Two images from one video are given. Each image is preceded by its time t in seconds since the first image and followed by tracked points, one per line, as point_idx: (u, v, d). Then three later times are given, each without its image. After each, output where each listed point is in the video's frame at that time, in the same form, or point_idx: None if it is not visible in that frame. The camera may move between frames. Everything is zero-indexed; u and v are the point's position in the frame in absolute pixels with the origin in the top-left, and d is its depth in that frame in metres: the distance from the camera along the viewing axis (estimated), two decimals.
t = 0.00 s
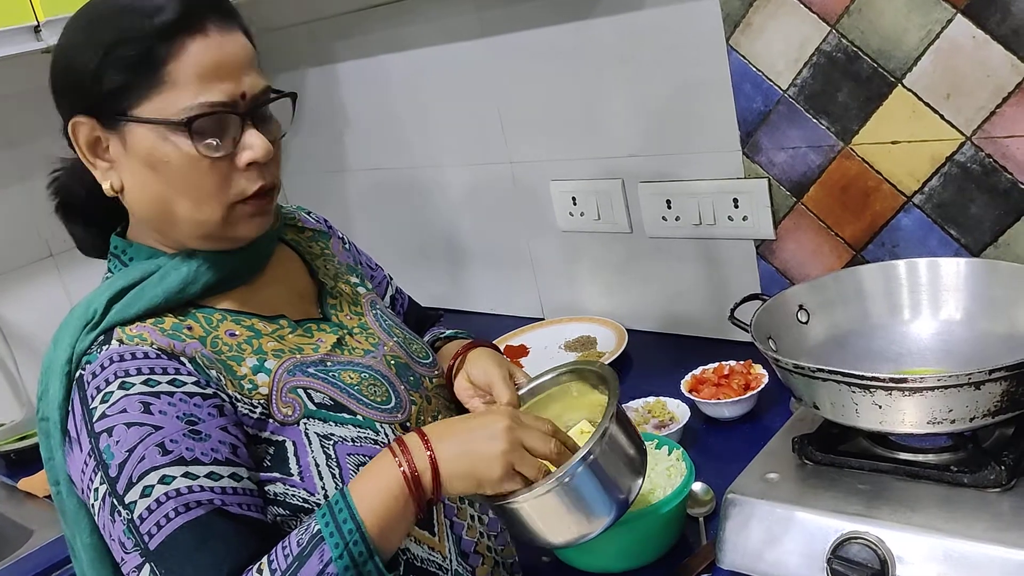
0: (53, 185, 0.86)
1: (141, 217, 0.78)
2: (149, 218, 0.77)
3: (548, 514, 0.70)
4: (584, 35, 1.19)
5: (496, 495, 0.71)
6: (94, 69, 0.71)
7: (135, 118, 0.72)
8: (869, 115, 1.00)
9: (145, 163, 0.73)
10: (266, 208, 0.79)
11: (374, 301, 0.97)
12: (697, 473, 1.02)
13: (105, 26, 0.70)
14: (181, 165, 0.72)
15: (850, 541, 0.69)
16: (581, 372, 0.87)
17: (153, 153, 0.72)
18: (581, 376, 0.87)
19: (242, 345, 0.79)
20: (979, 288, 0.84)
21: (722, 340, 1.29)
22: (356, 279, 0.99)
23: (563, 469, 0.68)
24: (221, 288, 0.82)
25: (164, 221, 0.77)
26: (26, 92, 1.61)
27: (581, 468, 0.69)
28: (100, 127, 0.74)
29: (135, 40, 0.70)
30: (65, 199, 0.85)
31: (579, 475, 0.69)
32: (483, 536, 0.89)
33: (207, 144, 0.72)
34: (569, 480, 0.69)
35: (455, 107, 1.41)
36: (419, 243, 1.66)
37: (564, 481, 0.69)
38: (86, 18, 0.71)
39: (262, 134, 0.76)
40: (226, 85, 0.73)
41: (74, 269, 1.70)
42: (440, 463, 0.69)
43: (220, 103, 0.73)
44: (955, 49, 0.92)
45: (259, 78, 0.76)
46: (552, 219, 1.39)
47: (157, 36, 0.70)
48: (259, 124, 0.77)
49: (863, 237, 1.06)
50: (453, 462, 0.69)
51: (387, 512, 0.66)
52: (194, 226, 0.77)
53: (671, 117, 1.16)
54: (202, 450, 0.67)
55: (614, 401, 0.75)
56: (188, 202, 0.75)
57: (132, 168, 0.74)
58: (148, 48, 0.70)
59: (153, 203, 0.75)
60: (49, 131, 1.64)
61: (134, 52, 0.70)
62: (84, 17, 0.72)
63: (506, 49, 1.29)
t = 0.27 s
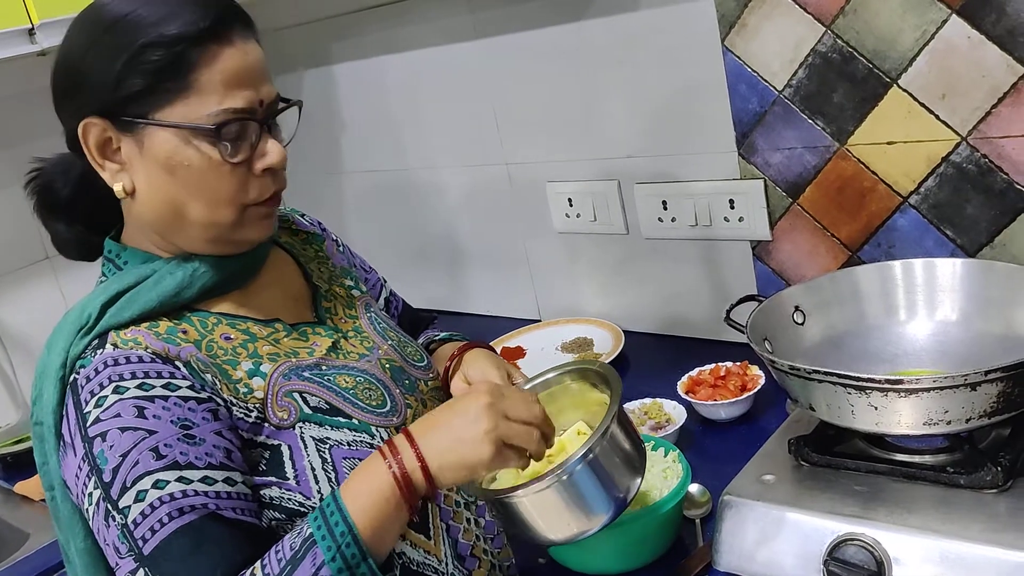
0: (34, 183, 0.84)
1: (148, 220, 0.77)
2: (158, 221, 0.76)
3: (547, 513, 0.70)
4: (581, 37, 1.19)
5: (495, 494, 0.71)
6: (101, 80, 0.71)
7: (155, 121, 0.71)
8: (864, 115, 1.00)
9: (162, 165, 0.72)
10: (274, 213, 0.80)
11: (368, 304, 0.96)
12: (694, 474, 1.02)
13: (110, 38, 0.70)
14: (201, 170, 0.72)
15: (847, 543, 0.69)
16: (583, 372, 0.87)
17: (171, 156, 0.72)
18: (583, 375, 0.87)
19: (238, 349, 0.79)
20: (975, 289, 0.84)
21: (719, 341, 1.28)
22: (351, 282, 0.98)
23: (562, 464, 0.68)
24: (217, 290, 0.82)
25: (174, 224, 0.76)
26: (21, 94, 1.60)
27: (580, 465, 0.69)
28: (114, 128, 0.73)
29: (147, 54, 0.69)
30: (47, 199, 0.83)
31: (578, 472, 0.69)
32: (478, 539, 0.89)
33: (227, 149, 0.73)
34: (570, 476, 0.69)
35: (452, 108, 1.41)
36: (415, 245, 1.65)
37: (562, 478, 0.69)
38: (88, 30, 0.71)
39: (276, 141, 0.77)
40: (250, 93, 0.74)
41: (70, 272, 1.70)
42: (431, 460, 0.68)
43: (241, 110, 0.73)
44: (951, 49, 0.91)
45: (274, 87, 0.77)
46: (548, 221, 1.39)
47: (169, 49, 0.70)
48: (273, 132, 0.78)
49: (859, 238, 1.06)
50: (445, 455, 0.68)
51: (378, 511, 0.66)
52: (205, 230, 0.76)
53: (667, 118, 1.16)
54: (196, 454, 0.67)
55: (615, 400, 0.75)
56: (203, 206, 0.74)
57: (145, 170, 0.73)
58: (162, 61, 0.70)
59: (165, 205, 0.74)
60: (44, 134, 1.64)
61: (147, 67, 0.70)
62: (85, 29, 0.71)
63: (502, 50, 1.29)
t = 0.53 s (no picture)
0: (33, 187, 0.84)
1: (154, 224, 0.77)
2: (165, 225, 0.76)
3: (542, 505, 0.71)
4: (580, 39, 1.19)
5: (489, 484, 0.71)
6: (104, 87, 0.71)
7: (164, 124, 0.71)
8: (862, 116, 1.00)
9: (169, 169, 0.72)
10: (278, 215, 0.81)
11: (366, 305, 0.97)
12: (693, 476, 1.02)
13: (115, 47, 0.70)
14: (209, 173, 0.73)
15: (845, 543, 0.69)
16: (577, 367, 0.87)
17: (180, 159, 0.72)
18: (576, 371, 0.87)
19: (239, 346, 0.79)
20: (973, 290, 0.84)
21: (718, 343, 1.29)
22: (348, 283, 0.99)
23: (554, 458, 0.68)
24: (218, 290, 0.82)
25: (180, 227, 0.76)
26: (21, 98, 1.61)
27: (573, 457, 0.69)
28: (122, 132, 0.73)
29: (151, 63, 0.70)
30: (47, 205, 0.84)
31: (569, 464, 0.69)
32: (479, 536, 0.89)
33: (234, 152, 0.73)
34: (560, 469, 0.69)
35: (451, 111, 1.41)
36: (415, 247, 1.66)
37: (555, 470, 0.69)
38: (94, 37, 0.71)
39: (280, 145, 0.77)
40: (254, 98, 0.74)
41: (71, 275, 1.70)
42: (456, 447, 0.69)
43: (247, 114, 0.73)
44: (948, 51, 0.92)
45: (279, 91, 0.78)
46: (548, 223, 1.39)
47: (171, 61, 0.70)
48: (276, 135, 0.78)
49: (856, 239, 1.06)
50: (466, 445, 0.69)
51: (400, 495, 0.66)
52: (210, 234, 0.77)
53: (666, 119, 1.16)
54: (205, 445, 0.67)
55: (610, 393, 0.76)
56: (209, 211, 0.75)
57: (153, 173, 0.73)
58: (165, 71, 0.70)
59: (171, 209, 0.75)
60: (45, 137, 1.64)
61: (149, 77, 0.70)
62: (90, 36, 0.71)
63: (501, 53, 1.29)
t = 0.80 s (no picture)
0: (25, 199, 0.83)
1: (196, 217, 0.75)
2: (209, 218, 0.75)
3: (542, 459, 0.82)
4: (579, 41, 1.19)
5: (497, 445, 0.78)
6: (109, 96, 0.70)
7: (221, 111, 0.71)
8: (861, 117, 1.00)
9: (224, 155, 0.72)
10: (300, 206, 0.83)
11: (363, 307, 0.97)
12: (693, 476, 1.02)
13: (119, 55, 0.69)
14: (262, 158, 0.73)
15: (845, 542, 0.69)
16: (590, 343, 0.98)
17: (237, 146, 0.72)
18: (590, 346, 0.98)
19: (246, 348, 0.79)
20: (971, 289, 0.84)
21: (718, 343, 1.29)
22: (344, 287, 0.99)
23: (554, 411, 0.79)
24: (224, 291, 0.82)
25: (223, 220, 0.75)
26: (21, 102, 1.61)
27: (571, 415, 0.80)
28: (174, 121, 0.70)
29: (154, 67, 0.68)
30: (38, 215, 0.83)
31: (568, 420, 0.80)
32: (481, 534, 0.90)
33: (282, 138, 0.75)
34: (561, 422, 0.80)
35: (451, 113, 1.41)
36: (415, 249, 1.66)
37: (553, 424, 0.80)
38: (95, 46, 0.69)
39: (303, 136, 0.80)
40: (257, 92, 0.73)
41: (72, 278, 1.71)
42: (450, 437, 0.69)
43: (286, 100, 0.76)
44: (945, 51, 0.92)
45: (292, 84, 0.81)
46: (548, 224, 1.40)
47: (176, 59, 0.68)
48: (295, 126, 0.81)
49: (855, 240, 1.07)
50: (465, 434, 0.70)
51: (403, 494, 0.66)
52: (254, 224, 0.76)
53: (665, 121, 1.16)
54: (215, 451, 0.66)
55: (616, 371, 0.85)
56: (259, 197, 0.75)
57: (207, 163, 0.72)
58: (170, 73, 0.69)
59: (221, 198, 0.73)
60: (45, 141, 1.65)
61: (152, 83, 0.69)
62: (92, 45, 0.70)
63: (500, 55, 1.29)
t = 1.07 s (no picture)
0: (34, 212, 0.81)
1: (217, 212, 0.76)
2: (232, 211, 0.76)
3: (566, 407, 0.87)
4: (580, 43, 1.20)
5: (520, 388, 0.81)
6: (125, 105, 0.69)
7: (243, 106, 0.72)
8: (860, 118, 1.01)
9: (249, 149, 0.73)
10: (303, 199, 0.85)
11: (365, 312, 0.98)
12: (694, 477, 1.03)
13: (134, 63, 0.68)
14: (281, 149, 0.76)
15: (846, 543, 0.70)
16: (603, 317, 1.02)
17: (260, 139, 0.74)
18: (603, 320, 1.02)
19: (260, 350, 0.78)
20: (971, 291, 0.84)
21: (718, 345, 1.29)
22: (344, 292, 1.00)
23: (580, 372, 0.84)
24: (233, 293, 0.82)
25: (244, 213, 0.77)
26: (23, 105, 1.62)
27: (594, 375, 0.85)
28: (199, 118, 0.71)
29: (172, 73, 0.69)
30: (52, 222, 0.80)
31: (592, 378, 0.85)
32: (487, 533, 0.90)
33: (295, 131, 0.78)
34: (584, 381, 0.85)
35: (452, 115, 1.42)
36: (416, 251, 1.66)
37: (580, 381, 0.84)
38: (105, 57, 0.69)
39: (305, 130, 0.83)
40: (263, 91, 0.74)
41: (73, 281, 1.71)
42: (462, 444, 0.70)
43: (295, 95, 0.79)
44: (945, 53, 0.92)
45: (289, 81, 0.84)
46: (548, 226, 1.40)
47: (195, 62, 0.69)
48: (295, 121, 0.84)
49: (855, 241, 1.07)
50: (477, 441, 0.70)
51: (425, 506, 0.67)
52: (272, 215, 0.79)
53: (666, 123, 1.17)
54: (237, 455, 0.66)
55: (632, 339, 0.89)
56: (278, 189, 0.77)
57: (233, 157, 0.73)
58: (190, 76, 0.69)
59: (244, 192, 0.75)
60: (46, 144, 1.65)
61: (174, 89, 0.69)
62: (101, 55, 0.69)
63: (501, 57, 1.29)
